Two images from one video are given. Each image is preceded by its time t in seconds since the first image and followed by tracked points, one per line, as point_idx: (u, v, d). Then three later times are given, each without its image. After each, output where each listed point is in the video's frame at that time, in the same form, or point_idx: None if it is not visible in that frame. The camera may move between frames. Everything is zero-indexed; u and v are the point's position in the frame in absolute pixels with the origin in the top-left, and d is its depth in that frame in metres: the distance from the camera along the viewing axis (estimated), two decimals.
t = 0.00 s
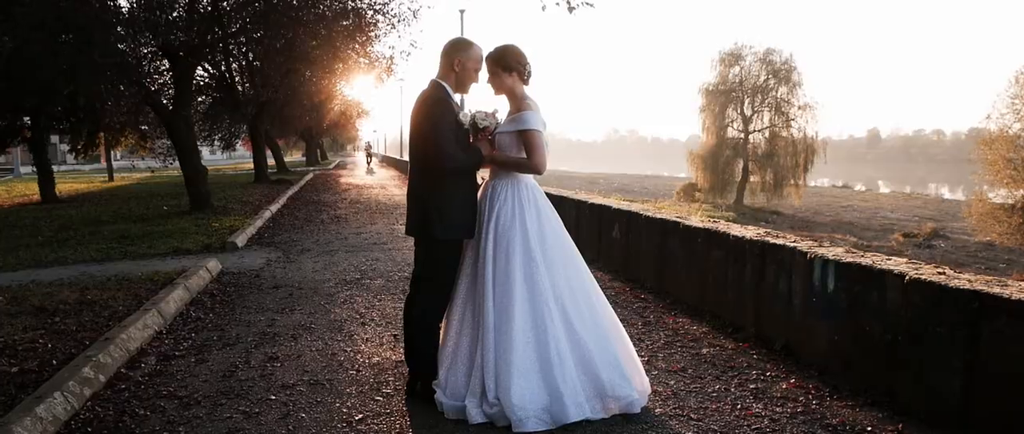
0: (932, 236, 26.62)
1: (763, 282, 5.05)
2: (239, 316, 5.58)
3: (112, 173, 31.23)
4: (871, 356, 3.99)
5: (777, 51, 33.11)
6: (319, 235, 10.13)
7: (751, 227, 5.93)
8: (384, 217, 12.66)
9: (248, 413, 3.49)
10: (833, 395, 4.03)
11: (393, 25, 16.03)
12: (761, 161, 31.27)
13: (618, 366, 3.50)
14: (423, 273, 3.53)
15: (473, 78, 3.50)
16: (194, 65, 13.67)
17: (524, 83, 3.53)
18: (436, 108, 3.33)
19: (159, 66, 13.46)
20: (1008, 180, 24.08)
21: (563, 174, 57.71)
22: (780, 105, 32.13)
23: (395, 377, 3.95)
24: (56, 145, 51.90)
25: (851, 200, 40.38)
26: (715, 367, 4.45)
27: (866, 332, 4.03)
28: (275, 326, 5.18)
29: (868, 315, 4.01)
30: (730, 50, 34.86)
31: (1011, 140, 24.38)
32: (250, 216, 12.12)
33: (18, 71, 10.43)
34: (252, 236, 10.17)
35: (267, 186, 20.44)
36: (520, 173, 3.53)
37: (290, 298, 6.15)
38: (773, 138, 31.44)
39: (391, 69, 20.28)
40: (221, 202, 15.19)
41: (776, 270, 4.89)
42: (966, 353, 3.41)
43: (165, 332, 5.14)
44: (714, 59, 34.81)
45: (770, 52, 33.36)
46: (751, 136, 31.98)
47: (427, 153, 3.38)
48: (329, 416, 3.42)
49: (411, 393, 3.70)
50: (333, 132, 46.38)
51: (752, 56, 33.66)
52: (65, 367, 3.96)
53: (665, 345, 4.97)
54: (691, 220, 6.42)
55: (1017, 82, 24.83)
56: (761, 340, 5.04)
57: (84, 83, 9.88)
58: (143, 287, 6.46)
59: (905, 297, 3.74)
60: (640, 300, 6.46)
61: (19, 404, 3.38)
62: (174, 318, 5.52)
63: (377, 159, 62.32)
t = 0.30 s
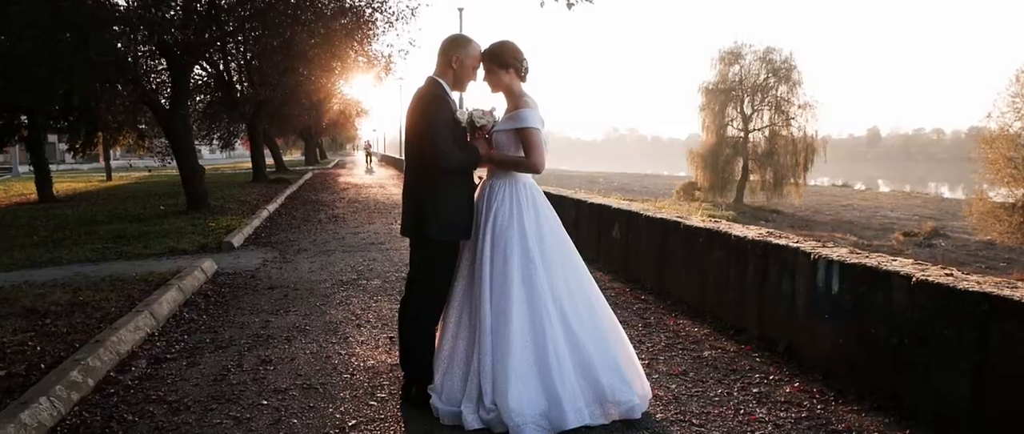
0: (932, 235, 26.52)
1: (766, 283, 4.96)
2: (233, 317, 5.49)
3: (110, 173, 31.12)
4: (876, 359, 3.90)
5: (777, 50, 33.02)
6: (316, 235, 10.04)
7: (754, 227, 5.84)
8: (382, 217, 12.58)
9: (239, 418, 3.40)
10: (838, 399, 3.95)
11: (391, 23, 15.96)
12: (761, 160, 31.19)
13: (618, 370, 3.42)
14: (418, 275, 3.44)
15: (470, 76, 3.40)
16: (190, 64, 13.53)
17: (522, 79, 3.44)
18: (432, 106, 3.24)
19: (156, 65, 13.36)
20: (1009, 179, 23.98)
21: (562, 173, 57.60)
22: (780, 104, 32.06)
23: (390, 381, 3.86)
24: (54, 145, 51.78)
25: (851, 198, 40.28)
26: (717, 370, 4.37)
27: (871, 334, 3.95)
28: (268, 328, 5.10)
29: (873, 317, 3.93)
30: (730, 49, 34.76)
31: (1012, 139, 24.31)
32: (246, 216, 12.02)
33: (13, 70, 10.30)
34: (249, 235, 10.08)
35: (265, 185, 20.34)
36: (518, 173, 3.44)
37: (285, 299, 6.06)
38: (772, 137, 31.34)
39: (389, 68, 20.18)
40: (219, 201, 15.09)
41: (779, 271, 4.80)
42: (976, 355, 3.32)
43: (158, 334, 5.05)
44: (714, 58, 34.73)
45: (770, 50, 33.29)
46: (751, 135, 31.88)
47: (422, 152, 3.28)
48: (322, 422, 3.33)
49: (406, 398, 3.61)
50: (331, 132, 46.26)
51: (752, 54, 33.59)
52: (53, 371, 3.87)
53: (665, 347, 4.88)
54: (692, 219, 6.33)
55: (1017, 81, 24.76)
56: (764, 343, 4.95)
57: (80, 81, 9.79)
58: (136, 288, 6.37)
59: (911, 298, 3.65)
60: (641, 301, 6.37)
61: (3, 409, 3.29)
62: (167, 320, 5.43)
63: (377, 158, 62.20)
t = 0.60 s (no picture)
0: (933, 235, 26.42)
1: (770, 286, 4.86)
2: (227, 320, 5.39)
3: (108, 173, 31.00)
4: (884, 364, 3.80)
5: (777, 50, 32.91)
6: (314, 236, 9.94)
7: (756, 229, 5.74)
8: (380, 217, 12.48)
9: (229, 427, 3.30)
10: (845, 406, 3.85)
11: (389, 23, 15.85)
12: (761, 160, 31.09)
13: (619, 377, 3.32)
14: (413, 279, 3.34)
15: (468, 74, 3.30)
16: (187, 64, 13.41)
17: (521, 78, 3.34)
18: (428, 104, 3.13)
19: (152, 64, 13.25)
20: (1010, 179, 23.89)
21: (562, 173, 57.49)
22: (780, 104, 31.96)
23: (385, 387, 3.77)
24: (52, 145, 51.65)
25: (851, 198, 40.21)
26: (720, 376, 4.27)
27: (878, 339, 3.85)
28: (262, 332, 5.00)
29: (880, 322, 3.83)
30: (730, 49, 34.66)
31: (1013, 139, 24.25)
32: (243, 216, 11.92)
33: (9, 70, 10.18)
34: (246, 236, 9.98)
35: (263, 185, 20.24)
36: (516, 174, 3.33)
37: (280, 302, 5.96)
38: (772, 138, 31.25)
39: (388, 68, 20.09)
40: (216, 201, 14.98)
41: (783, 274, 4.70)
42: (988, 360, 3.22)
43: (149, 338, 4.95)
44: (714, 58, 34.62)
45: (770, 50, 33.18)
46: (751, 135, 31.78)
47: (418, 152, 3.18)
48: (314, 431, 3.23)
49: (401, 405, 3.50)
50: (330, 132, 46.14)
51: (752, 54, 33.47)
52: (39, 377, 3.77)
53: (667, 351, 4.78)
54: (693, 221, 6.23)
55: (1018, 81, 24.67)
56: (767, 347, 4.86)
57: (75, 81, 9.66)
58: (129, 290, 6.27)
59: (921, 303, 3.56)
60: (641, 304, 6.27)
61: None
62: (159, 323, 5.33)
63: (376, 158, 62.08)
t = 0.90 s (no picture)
0: (935, 237, 26.32)
1: (774, 290, 4.77)
2: (222, 325, 5.30)
3: (108, 175, 30.92)
4: (892, 371, 3.71)
5: (778, 51, 32.82)
6: (312, 239, 9.86)
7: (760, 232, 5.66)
8: (379, 219, 12.41)
9: None
10: (852, 415, 3.75)
11: (388, 24, 15.78)
12: (762, 162, 30.99)
13: (620, 385, 3.23)
14: (408, 283, 3.24)
15: (465, 74, 3.21)
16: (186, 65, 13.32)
17: (519, 78, 3.26)
18: (424, 104, 3.04)
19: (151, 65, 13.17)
20: (1013, 181, 23.80)
21: (562, 176, 57.38)
22: (781, 106, 31.88)
23: (380, 395, 3.67)
24: (53, 147, 51.68)
25: (851, 200, 40.12)
26: (724, 383, 4.17)
27: (886, 345, 3.76)
28: (257, 337, 4.91)
29: (888, 328, 3.74)
30: (730, 51, 34.56)
31: (1016, 141, 24.18)
32: (241, 218, 11.83)
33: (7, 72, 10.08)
34: (243, 239, 9.91)
35: (263, 187, 20.17)
36: (515, 176, 3.24)
37: (276, 306, 5.88)
38: (773, 139, 31.18)
39: (388, 69, 20.03)
40: (215, 203, 14.91)
41: (787, 278, 4.61)
42: (1001, 367, 3.12)
43: (141, 343, 4.86)
44: (715, 59, 34.52)
45: (771, 52, 33.07)
46: (752, 137, 31.68)
47: (415, 152, 3.08)
48: None
49: (395, 414, 3.41)
50: (330, 134, 46.07)
51: (753, 56, 33.34)
52: (26, 384, 3.68)
53: (669, 357, 4.69)
54: (695, 224, 6.14)
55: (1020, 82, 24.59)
56: (772, 353, 4.76)
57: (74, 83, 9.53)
58: (122, 294, 6.17)
59: (931, 308, 3.47)
60: (643, 308, 6.18)
61: None
62: (152, 327, 5.24)
63: (377, 161, 61.99)
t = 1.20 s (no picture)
0: (937, 240, 26.20)
1: (777, 296, 4.69)
2: (215, 332, 5.22)
3: (108, 178, 30.85)
4: (899, 380, 3.63)
5: (779, 54, 32.67)
6: (310, 243, 9.78)
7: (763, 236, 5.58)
8: (378, 223, 12.32)
9: None
10: (857, 425, 3.67)
11: (388, 27, 15.69)
12: (764, 165, 30.86)
13: (620, 396, 3.14)
14: (402, 292, 3.15)
15: (460, 76, 3.12)
16: (184, 66, 13.21)
17: (516, 79, 3.18)
18: (418, 107, 2.95)
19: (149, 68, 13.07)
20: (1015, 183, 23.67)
21: (563, 178, 57.25)
22: (782, 108, 31.76)
23: (374, 404, 3.59)
24: (53, 149, 51.58)
25: (853, 203, 40.01)
26: (726, 392, 4.08)
27: (893, 354, 3.67)
28: (251, 344, 4.83)
29: (895, 336, 3.66)
30: (731, 53, 34.41)
31: (1018, 143, 24.05)
32: (240, 222, 11.76)
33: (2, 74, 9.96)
34: (240, 243, 9.82)
35: (262, 190, 20.10)
36: (512, 180, 3.15)
37: (271, 312, 5.79)
38: (774, 142, 31.07)
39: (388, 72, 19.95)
40: (213, 207, 14.83)
41: (791, 284, 4.53)
42: (1012, 379, 3.04)
43: (133, 349, 4.78)
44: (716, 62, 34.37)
45: (772, 54, 32.91)
46: (753, 140, 31.54)
47: (409, 156, 2.99)
48: None
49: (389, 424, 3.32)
50: (331, 137, 45.99)
51: (754, 58, 33.18)
52: (12, 393, 3.60)
53: (671, 366, 4.59)
54: (697, 228, 6.06)
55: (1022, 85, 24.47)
56: (775, 361, 4.68)
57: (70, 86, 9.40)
58: (116, 299, 6.08)
59: (939, 316, 3.38)
60: (643, 314, 6.09)
61: None
62: (145, 334, 5.16)
63: (377, 163, 61.89)
